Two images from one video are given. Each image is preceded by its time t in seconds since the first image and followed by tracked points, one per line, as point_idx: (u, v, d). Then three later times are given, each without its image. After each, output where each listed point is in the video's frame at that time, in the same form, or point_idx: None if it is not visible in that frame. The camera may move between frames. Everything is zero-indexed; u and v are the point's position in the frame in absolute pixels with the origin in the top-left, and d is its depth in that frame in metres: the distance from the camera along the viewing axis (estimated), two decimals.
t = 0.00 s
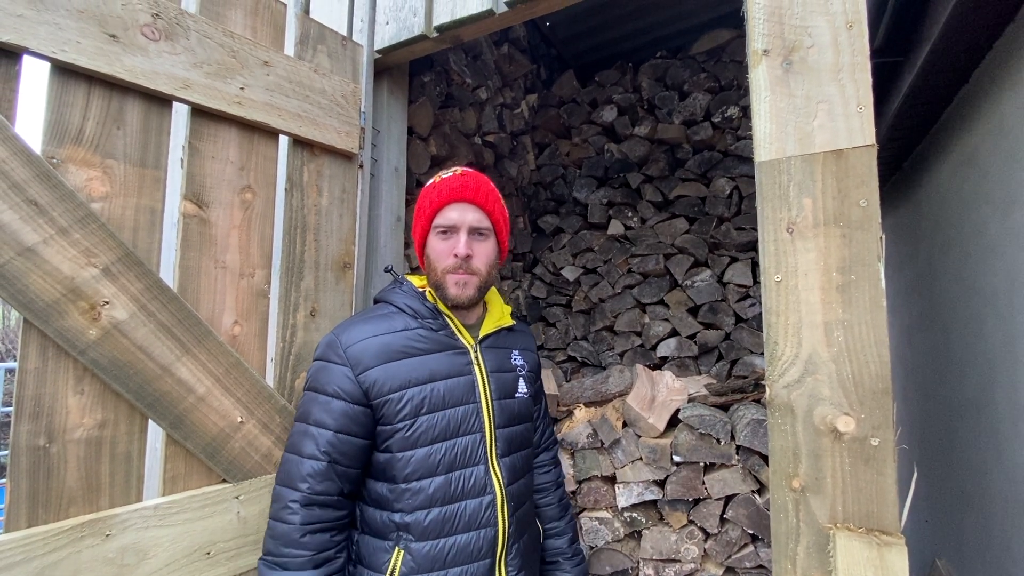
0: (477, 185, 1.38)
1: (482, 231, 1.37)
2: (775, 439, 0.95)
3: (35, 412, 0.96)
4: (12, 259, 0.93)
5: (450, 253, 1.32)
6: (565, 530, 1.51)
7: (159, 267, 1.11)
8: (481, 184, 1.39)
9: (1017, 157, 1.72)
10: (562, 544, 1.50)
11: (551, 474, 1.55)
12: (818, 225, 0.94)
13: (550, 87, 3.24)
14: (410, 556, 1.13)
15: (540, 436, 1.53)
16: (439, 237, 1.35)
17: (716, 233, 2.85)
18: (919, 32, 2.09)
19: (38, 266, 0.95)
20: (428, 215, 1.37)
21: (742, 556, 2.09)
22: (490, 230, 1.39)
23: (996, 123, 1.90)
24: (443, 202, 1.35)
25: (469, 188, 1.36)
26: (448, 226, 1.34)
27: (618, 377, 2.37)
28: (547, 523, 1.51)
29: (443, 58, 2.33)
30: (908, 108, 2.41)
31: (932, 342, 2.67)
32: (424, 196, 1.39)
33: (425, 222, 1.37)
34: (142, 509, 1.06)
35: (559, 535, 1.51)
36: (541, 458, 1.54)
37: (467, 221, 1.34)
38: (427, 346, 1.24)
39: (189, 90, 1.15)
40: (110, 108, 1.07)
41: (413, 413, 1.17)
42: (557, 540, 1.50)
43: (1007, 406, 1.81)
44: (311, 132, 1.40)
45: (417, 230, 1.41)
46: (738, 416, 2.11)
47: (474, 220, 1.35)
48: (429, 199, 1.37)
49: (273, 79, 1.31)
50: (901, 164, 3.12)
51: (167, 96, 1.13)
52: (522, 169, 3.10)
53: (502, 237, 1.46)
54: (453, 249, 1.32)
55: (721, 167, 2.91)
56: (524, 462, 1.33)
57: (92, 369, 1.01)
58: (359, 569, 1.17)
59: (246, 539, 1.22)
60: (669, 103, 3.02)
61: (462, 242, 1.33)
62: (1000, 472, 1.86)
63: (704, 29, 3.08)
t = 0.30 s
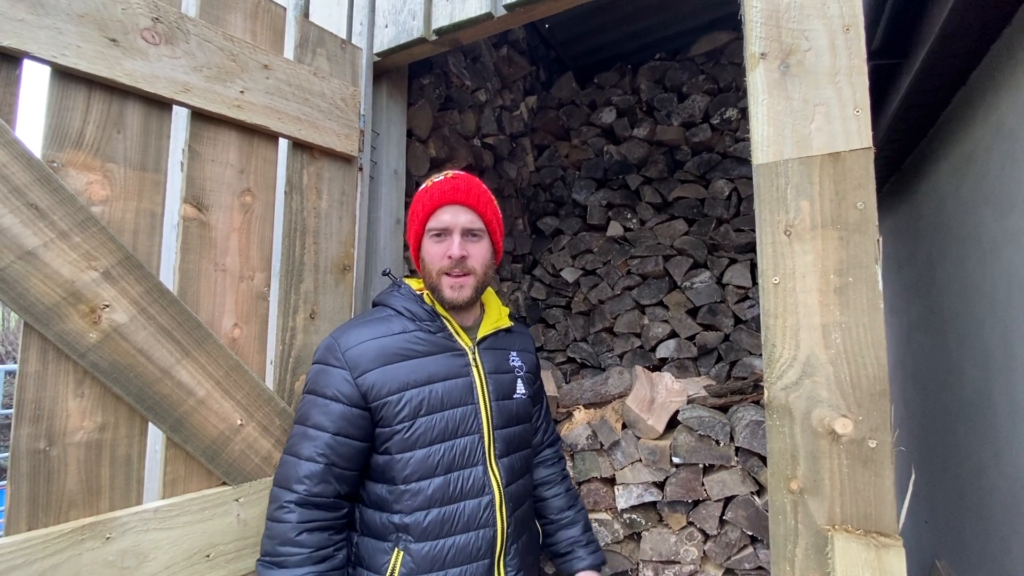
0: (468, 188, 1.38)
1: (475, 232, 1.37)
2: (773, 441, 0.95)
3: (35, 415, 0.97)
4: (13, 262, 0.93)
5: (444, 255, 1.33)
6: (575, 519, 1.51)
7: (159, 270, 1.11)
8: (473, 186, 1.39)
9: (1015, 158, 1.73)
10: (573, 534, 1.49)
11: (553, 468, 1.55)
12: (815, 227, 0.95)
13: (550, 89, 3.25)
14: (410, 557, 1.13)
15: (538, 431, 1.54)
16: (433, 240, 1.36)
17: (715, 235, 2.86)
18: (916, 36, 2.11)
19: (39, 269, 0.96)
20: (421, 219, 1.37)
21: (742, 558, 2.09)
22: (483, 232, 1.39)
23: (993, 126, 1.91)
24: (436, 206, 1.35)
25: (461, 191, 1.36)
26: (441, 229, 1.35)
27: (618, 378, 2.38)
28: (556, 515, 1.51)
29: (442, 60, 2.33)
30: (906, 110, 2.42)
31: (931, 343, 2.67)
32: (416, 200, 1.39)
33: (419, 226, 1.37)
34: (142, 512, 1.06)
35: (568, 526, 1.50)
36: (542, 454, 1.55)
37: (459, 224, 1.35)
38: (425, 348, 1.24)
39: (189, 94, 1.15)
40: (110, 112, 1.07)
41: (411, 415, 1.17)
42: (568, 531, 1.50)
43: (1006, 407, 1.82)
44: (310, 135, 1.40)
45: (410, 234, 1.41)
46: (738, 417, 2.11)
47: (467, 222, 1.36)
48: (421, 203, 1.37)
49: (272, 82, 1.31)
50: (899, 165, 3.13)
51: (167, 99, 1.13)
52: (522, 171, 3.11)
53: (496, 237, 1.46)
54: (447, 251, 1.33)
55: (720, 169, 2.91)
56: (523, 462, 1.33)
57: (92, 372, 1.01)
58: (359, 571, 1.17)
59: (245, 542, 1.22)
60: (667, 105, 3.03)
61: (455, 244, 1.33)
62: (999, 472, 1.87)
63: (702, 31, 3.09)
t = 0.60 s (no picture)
0: (463, 192, 1.38)
1: (472, 236, 1.37)
2: (774, 443, 0.95)
3: (36, 418, 0.97)
4: (13, 266, 0.93)
5: (441, 259, 1.33)
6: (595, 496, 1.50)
7: (160, 273, 1.12)
8: (468, 189, 1.39)
9: (1015, 159, 1.72)
10: (596, 509, 1.48)
11: (562, 457, 1.55)
12: (816, 229, 0.95)
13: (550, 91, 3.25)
14: (411, 558, 1.13)
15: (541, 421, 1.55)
16: (431, 245, 1.36)
17: (715, 236, 2.85)
18: (915, 37, 2.11)
19: (40, 272, 0.96)
20: (418, 224, 1.38)
21: (743, 560, 2.09)
22: (480, 235, 1.39)
23: (993, 127, 1.91)
24: (431, 210, 1.36)
25: (456, 195, 1.36)
26: (438, 234, 1.35)
27: (618, 380, 2.38)
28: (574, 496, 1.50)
29: (442, 63, 2.34)
30: (906, 111, 2.42)
31: (932, 344, 2.67)
32: (412, 205, 1.40)
33: (415, 231, 1.38)
34: (142, 515, 1.06)
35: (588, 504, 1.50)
36: (550, 447, 1.56)
37: (455, 228, 1.35)
38: (425, 350, 1.25)
39: (189, 97, 1.15)
40: (111, 115, 1.07)
41: (411, 417, 1.18)
42: (589, 508, 1.49)
43: (1006, 408, 1.82)
44: (311, 137, 1.40)
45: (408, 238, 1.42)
46: (738, 419, 2.10)
47: (463, 226, 1.36)
48: (417, 208, 1.38)
49: (273, 85, 1.31)
50: (898, 166, 3.13)
51: (168, 102, 1.14)
52: (522, 172, 3.11)
53: (493, 240, 1.46)
54: (444, 255, 1.33)
55: (720, 170, 2.91)
56: (524, 463, 1.33)
57: (93, 375, 1.01)
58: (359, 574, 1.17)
59: (246, 545, 1.22)
60: (667, 107, 3.03)
61: (452, 248, 1.33)
62: (1000, 473, 1.87)
63: (701, 33, 3.10)
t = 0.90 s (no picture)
0: (462, 193, 1.38)
1: (471, 237, 1.37)
2: (775, 444, 0.95)
3: (34, 421, 0.96)
4: (12, 268, 0.93)
5: (441, 260, 1.33)
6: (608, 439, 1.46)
7: (159, 275, 1.11)
8: (466, 190, 1.39)
9: (1016, 159, 1.72)
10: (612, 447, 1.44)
11: (572, 428, 1.53)
12: (816, 230, 0.95)
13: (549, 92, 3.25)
14: (411, 561, 1.13)
15: (547, 396, 1.53)
16: (430, 246, 1.36)
17: (716, 237, 2.85)
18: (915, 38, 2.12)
19: (39, 275, 0.95)
20: (418, 225, 1.38)
21: (744, 561, 2.09)
22: (479, 236, 1.39)
23: (993, 127, 1.91)
24: (430, 211, 1.36)
25: (454, 196, 1.36)
26: (437, 235, 1.35)
27: (618, 381, 2.39)
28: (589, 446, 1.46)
29: (442, 64, 2.34)
30: (905, 112, 2.42)
31: (932, 344, 2.67)
32: (412, 207, 1.41)
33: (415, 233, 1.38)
34: (141, 518, 1.06)
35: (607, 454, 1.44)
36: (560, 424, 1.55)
37: (454, 228, 1.35)
38: (425, 351, 1.25)
39: (188, 99, 1.15)
40: (110, 117, 1.07)
41: (409, 418, 1.18)
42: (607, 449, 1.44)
43: (1007, 408, 1.82)
44: (310, 139, 1.40)
45: (409, 240, 1.43)
46: (738, 420, 2.11)
47: (462, 226, 1.36)
48: (417, 210, 1.38)
49: (272, 86, 1.31)
50: (898, 167, 3.13)
51: (167, 104, 1.13)
52: (522, 174, 3.11)
53: (493, 240, 1.46)
54: (444, 256, 1.33)
55: (720, 171, 2.91)
56: (525, 466, 1.33)
57: (92, 378, 1.01)
58: None
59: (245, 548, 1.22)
60: (667, 108, 3.03)
61: (451, 249, 1.33)
62: (1000, 474, 1.86)
63: (701, 34, 3.10)
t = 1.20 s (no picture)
0: (465, 195, 1.38)
1: (472, 239, 1.37)
2: (774, 447, 0.95)
3: (32, 425, 0.96)
4: (9, 272, 0.93)
5: (443, 262, 1.33)
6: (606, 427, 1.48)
7: (157, 278, 1.11)
8: (470, 193, 1.39)
9: (1015, 159, 1.72)
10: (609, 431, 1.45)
11: (574, 424, 1.56)
12: (815, 232, 0.95)
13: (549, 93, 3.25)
14: (407, 564, 1.12)
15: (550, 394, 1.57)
16: (432, 247, 1.36)
17: (715, 238, 2.85)
18: (914, 39, 2.12)
19: (37, 278, 0.95)
20: (421, 227, 1.39)
21: (743, 563, 2.09)
22: (482, 238, 1.39)
23: (992, 128, 1.91)
24: (433, 213, 1.36)
25: (457, 198, 1.36)
26: (439, 236, 1.35)
27: (618, 382, 2.38)
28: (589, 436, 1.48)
29: (441, 66, 2.34)
30: (904, 113, 2.43)
31: (932, 345, 2.67)
32: (415, 209, 1.41)
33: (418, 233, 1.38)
34: (140, 521, 1.06)
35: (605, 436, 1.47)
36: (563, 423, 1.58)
37: (456, 230, 1.35)
38: (425, 351, 1.25)
39: (186, 101, 1.15)
40: (108, 119, 1.07)
41: (407, 419, 1.18)
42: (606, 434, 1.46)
43: (1006, 409, 1.82)
44: (309, 141, 1.40)
45: (411, 240, 1.42)
46: (738, 421, 2.13)
47: (464, 228, 1.36)
48: (420, 211, 1.39)
49: (270, 88, 1.31)
50: (897, 168, 3.14)
51: (165, 107, 1.13)
52: (521, 175, 3.11)
53: (495, 243, 1.46)
54: (445, 258, 1.33)
55: (719, 172, 2.91)
56: (525, 469, 1.32)
57: (89, 381, 1.01)
58: None
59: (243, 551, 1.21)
60: (666, 109, 3.03)
61: (453, 250, 1.33)
62: (1000, 474, 1.87)
63: (699, 35, 3.11)
